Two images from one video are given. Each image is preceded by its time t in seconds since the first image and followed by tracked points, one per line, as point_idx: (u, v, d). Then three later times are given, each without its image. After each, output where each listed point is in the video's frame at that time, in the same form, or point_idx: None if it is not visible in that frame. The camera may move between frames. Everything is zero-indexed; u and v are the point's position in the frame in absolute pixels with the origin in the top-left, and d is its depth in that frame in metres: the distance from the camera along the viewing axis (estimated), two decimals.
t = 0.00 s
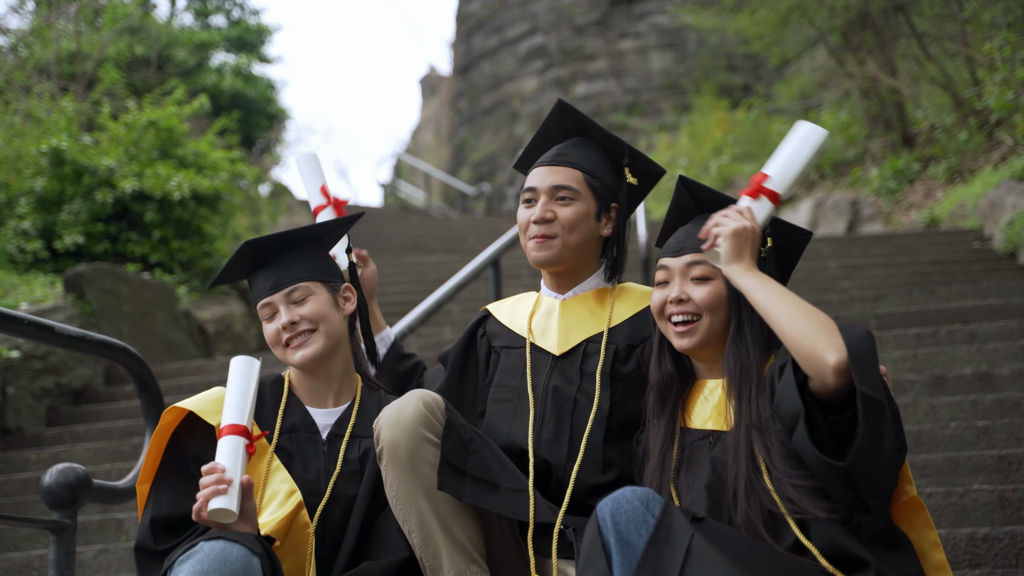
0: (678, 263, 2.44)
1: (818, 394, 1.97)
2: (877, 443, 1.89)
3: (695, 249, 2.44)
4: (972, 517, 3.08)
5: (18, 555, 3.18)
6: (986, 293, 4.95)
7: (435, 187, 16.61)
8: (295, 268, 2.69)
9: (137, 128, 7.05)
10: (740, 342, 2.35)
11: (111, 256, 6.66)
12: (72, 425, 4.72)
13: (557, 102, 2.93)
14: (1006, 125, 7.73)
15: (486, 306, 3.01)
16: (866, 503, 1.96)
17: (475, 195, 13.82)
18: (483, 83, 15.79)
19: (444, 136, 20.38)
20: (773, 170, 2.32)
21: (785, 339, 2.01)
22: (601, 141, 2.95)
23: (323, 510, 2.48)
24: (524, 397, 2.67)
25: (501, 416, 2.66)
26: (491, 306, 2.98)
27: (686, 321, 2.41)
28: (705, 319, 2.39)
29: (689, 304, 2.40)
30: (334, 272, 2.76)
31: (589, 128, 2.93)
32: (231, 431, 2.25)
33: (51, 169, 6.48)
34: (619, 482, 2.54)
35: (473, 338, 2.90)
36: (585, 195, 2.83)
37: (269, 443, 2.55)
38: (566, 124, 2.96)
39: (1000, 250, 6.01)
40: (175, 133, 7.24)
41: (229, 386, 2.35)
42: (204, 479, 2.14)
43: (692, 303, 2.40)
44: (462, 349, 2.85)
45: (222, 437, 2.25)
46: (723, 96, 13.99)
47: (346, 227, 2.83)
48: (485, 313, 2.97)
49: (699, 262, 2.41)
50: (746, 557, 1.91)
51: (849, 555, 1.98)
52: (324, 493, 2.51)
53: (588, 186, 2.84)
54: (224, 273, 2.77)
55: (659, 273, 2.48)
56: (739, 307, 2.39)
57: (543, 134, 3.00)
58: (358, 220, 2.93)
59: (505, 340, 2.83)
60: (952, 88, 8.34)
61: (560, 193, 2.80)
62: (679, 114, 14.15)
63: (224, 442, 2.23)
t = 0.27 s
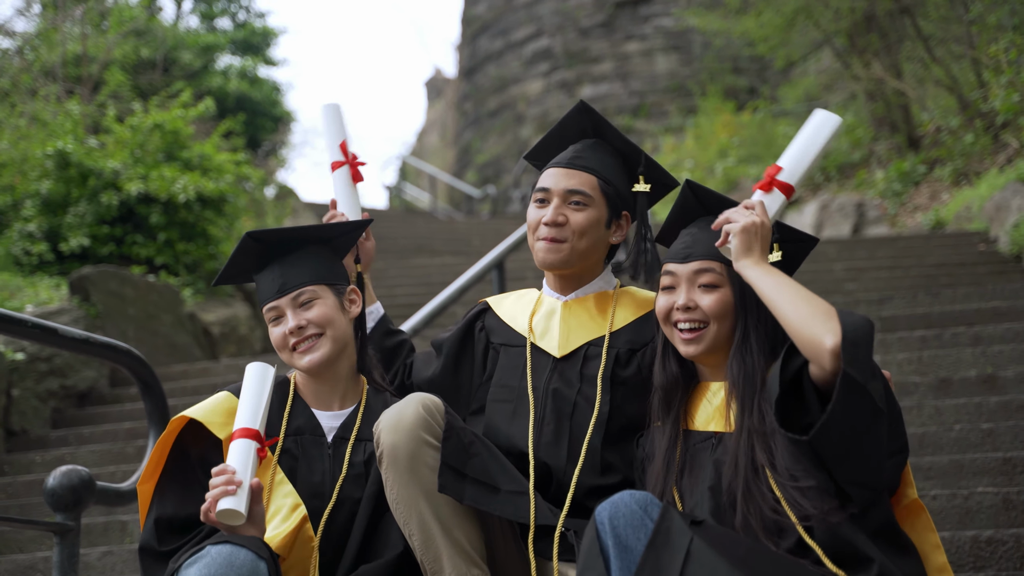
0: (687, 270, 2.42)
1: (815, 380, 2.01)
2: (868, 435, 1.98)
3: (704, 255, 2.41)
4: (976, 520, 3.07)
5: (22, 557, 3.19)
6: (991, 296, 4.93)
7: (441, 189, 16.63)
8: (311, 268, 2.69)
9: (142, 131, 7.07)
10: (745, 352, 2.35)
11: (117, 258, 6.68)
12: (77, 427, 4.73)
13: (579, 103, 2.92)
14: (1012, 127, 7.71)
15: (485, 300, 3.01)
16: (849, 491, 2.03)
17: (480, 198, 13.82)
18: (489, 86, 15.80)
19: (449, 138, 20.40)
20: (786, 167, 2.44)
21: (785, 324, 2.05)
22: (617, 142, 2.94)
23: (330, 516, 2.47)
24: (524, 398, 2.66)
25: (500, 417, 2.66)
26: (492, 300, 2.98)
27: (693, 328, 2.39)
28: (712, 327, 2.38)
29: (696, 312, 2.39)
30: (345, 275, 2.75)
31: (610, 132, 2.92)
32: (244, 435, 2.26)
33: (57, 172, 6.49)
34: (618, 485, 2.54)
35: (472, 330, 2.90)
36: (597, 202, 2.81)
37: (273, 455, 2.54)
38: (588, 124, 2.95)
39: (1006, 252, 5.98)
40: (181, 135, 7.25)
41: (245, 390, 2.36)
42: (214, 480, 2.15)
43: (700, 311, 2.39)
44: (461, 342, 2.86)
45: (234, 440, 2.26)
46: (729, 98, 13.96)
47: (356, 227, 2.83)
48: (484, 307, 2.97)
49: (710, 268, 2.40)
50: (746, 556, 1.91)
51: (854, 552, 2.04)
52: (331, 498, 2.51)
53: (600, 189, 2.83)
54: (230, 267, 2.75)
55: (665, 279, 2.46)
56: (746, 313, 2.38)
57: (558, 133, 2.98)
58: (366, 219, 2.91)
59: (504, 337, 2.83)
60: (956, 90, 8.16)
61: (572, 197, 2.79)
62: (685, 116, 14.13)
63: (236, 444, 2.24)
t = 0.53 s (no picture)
0: (688, 273, 2.41)
1: (815, 372, 2.01)
2: (868, 432, 1.98)
3: (706, 259, 2.40)
4: (979, 521, 3.06)
5: (27, 558, 3.20)
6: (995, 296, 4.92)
7: (445, 190, 16.64)
8: (317, 270, 2.68)
9: (146, 131, 7.08)
10: (747, 355, 2.35)
11: (120, 259, 6.69)
12: (80, 428, 4.74)
13: (590, 107, 2.92)
14: (1016, 128, 7.70)
15: (486, 291, 3.02)
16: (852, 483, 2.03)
17: (484, 199, 13.83)
18: (492, 86, 15.80)
19: (453, 139, 20.41)
20: (756, 171, 2.37)
21: (784, 318, 2.04)
22: (628, 150, 2.94)
23: (337, 521, 2.48)
24: (517, 400, 2.66)
25: (493, 414, 2.66)
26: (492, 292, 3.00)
27: (694, 331, 2.39)
28: (714, 330, 2.38)
29: (699, 315, 2.38)
30: (350, 278, 2.76)
31: (619, 140, 2.92)
32: (252, 435, 2.26)
33: (60, 173, 6.52)
34: (614, 483, 2.56)
35: (468, 323, 2.93)
36: (599, 208, 2.81)
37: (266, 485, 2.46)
38: (598, 130, 2.95)
39: (1009, 253, 5.97)
40: (184, 136, 7.26)
41: (256, 392, 2.36)
42: (219, 478, 2.17)
43: (702, 314, 2.38)
44: (459, 333, 2.89)
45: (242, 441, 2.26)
46: (733, 98, 13.95)
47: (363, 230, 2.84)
48: (485, 299, 2.99)
49: (712, 272, 2.38)
50: (744, 557, 1.91)
51: (854, 553, 2.04)
52: (338, 501, 2.51)
53: (605, 196, 2.83)
54: (235, 266, 2.76)
55: (666, 280, 2.44)
56: (748, 314, 2.38)
57: (575, 133, 2.99)
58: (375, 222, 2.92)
59: (500, 334, 2.83)
60: (961, 90, 8.28)
61: (574, 201, 2.79)
62: (688, 117, 14.12)
63: (243, 444, 2.23)
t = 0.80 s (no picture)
0: (686, 267, 2.42)
1: (818, 366, 2.00)
2: (870, 428, 1.97)
3: (703, 254, 2.41)
4: (982, 520, 3.05)
5: (30, 557, 3.21)
6: (998, 295, 4.91)
7: (448, 190, 16.64)
8: (320, 271, 2.68)
9: (149, 131, 7.09)
10: (745, 349, 2.36)
11: (124, 259, 6.70)
12: (83, 428, 4.74)
13: (596, 111, 2.92)
14: (1020, 127, 7.67)
15: (488, 284, 3.04)
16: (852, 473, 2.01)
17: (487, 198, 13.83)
18: (496, 86, 15.80)
19: (457, 138, 20.40)
20: (751, 170, 2.41)
21: (784, 312, 2.04)
22: (629, 154, 2.94)
23: (338, 518, 2.48)
24: (513, 399, 2.66)
25: (489, 412, 2.66)
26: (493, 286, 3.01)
27: (690, 325, 2.39)
28: (711, 324, 2.38)
29: (695, 309, 2.39)
30: (353, 278, 2.76)
31: (623, 145, 2.92)
32: (255, 434, 2.25)
33: (64, 173, 6.54)
34: (614, 484, 2.55)
35: (466, 316, 2.94)
36: (602, 213, 2.81)
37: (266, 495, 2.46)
38: (601, 133, 2.95)
39: (1013, 252, 5.95)
40: (187, 136, 7.27)
41: (262, 393, 2.35)
42: (221, 475, 2.17)
43: (699, 308, 2.38)
44: (457, 328, 2.92)
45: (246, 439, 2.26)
46: (736, 98, 13.94)
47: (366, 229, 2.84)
48: (485, 291, 3.00)
49: (710, 266, 2.39)
50: (744, 558, 1.91)
51: (856, 548, 2.03)
52: (339, 501, 2.51)
53: (607, 200, 2.83)
54: (236, 266, 2.76)
55: (663, 276, 2.46)
56: (745, 306, 2.39)
57: (576, 133, 2.99)
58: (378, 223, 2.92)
59: (497, 329, 2.84)
60: (963, 90, 8.25)
61: (577, 205, 2.78)
62: (692, 116, 14.11)
63: (246, 443, 2.23)
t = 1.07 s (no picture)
0: (686, 256, 2.42)
1: (821, 344, 2.03)
2: (874, 404, 1.99)
3: (703, 242, 2.42)
4: (988, 517, 3.04)
5: (36, 553, 3.22)
6: (1006, 291, 4.88)
7: (455, 187, 16.64)
8: (324, 268, 2.69)
9: (156, 128, 7.10)
10: (745, 338, 2.36)
11: (131, 255, 6.72)
12: (91, 424, 4.76)
13: (598, 111, 2.91)
14: None
15: (485, 280, 3.04)
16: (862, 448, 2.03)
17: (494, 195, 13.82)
18: (503, 83, 15.79)
19: (464, 135, 20.40)
20: (743, 161, 2.41)
21: (785, 294, 2.07)
22: (629, 154, 2.94)
23: (342, 514, 2.48)
24: (511, 398, 2.67)
25: (489, 412, 2.66)
26: (490, 282, 3.01)
27: (691, 313, 2.39)
28: (712, 311, 2.38)
29: (696, 296, 2.38)
30: (357, 275, 2.76)
31: (624, 144, 2.92)
32: (258, 430, 2.25)
33: (71, 169, 6.57)
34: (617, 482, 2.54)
35: (465, 314, 2.95)
36: (602, 216, 2.81)
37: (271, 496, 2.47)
38: (602, 132, 2.95)
39: (1022, 248, 5.92)
40: (194, 133, 7.28)
41: (265, 391, 2.35)
42: (224, 472, 2.17)
43: (700, 296, 2.38)
44: (455, 326, 2.92)
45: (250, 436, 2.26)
46: (743, 94, 13.90)
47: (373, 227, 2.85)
48: (484, 288, 3.01)
49: (708, 254, 2.40)
50: (747, 554, 1.90)
51: (864, 530, 2.03)
52: (343, 496, 2.51)
53: (608, 202, 2.83)
54: (241, 262, 2.76)
55: (664, 266, 2.46)
56: (746, 295, 2.39)
57: (575, 129, 2.98)
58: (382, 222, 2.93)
59: (494, 327, 2.85)
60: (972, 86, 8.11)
61: (578, 207, 2.78)
62: (699, 112, 14.07)
63: (250, 440, 2.23)
